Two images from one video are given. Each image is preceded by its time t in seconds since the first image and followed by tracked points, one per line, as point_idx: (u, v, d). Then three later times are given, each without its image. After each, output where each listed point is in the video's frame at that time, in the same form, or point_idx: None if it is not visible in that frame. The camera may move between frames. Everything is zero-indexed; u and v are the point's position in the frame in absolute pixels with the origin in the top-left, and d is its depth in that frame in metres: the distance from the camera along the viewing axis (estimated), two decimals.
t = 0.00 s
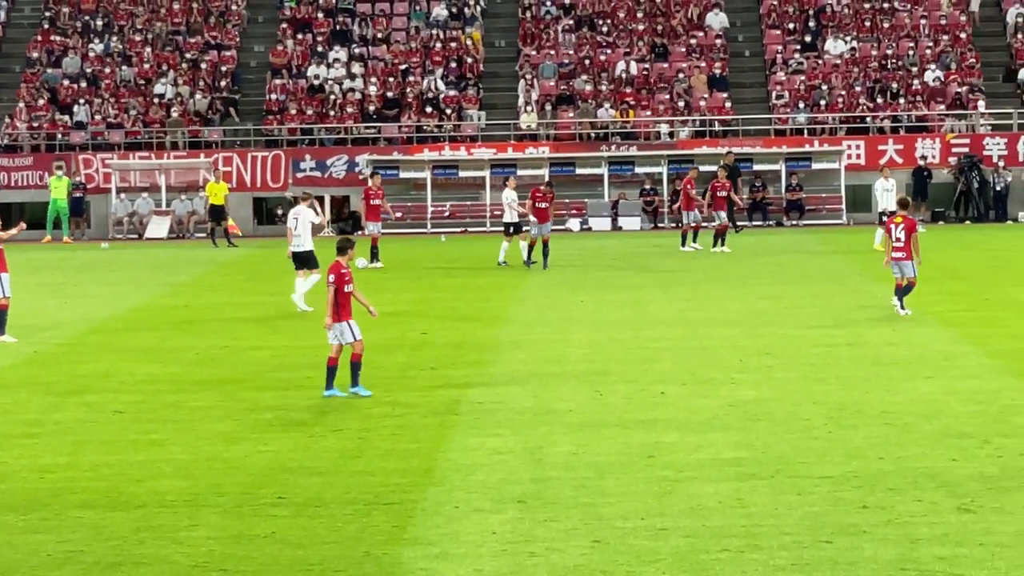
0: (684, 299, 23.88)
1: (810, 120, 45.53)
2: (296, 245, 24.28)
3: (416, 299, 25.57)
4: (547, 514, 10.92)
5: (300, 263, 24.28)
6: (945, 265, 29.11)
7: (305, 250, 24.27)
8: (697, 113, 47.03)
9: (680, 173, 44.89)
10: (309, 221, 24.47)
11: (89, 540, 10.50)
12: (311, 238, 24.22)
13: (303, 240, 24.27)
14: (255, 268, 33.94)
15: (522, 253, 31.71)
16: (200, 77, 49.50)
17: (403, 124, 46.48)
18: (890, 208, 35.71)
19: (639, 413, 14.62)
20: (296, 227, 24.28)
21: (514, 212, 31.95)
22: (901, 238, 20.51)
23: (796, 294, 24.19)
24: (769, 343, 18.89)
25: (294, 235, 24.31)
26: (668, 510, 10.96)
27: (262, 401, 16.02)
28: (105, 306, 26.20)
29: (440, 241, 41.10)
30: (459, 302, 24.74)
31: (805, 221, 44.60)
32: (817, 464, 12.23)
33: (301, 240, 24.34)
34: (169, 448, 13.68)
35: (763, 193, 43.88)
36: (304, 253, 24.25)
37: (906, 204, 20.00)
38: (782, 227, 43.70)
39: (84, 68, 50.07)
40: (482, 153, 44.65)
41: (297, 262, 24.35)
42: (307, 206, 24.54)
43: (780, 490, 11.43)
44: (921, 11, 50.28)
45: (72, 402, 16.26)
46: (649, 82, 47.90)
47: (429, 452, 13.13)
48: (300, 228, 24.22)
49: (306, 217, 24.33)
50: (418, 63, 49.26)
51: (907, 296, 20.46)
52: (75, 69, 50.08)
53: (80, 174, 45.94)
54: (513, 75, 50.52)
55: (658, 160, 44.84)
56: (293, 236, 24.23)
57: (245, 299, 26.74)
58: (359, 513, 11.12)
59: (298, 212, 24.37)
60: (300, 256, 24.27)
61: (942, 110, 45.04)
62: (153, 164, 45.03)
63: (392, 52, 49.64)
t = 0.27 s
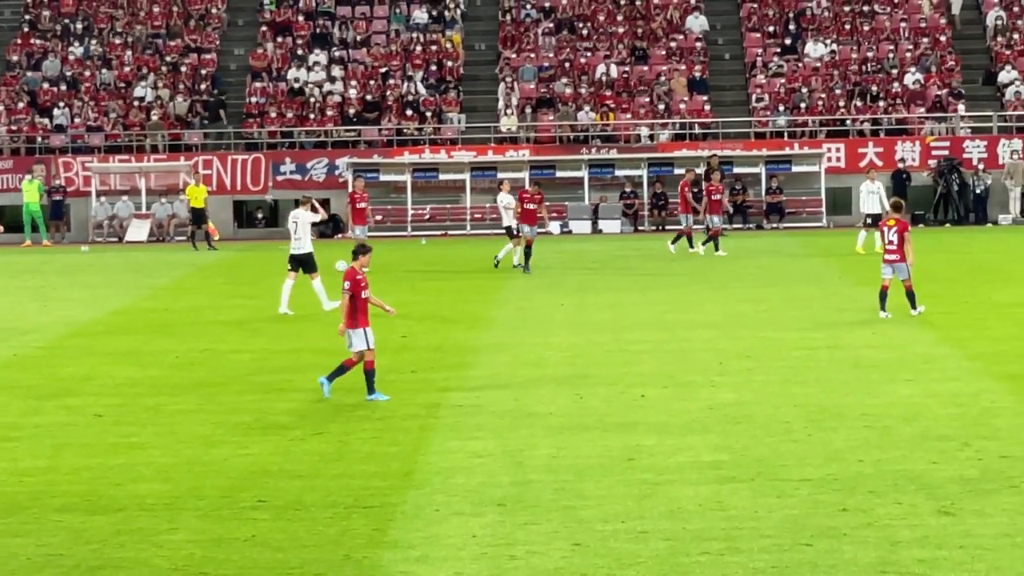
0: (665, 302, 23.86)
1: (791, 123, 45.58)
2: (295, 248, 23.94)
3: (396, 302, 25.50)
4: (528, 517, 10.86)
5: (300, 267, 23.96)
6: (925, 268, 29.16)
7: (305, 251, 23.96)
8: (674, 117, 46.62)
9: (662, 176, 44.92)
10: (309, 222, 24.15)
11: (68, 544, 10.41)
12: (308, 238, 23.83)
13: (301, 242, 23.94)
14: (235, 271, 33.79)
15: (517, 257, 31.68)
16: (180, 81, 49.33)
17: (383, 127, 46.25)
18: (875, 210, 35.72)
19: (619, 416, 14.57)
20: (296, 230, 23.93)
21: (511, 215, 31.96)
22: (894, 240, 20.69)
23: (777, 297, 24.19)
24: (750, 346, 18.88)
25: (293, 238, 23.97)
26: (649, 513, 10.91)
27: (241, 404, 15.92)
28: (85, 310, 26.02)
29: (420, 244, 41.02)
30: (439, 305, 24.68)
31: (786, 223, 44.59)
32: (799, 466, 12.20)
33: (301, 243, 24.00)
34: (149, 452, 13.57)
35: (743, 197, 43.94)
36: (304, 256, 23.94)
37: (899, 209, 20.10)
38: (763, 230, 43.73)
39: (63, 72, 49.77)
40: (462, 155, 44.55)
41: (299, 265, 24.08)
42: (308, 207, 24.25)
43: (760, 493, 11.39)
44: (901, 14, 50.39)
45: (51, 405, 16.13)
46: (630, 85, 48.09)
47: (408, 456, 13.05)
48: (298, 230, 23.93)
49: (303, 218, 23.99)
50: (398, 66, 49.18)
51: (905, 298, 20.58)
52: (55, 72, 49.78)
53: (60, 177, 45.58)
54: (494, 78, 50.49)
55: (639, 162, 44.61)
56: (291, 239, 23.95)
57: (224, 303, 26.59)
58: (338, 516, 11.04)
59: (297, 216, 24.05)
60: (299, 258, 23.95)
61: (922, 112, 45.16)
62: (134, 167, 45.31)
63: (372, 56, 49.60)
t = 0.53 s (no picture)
0: (649, 306, 23.85)
1: (774, 126, 45.64)
2: (302, 249, 23.95)
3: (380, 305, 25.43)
4: (511, 520, 10.82)
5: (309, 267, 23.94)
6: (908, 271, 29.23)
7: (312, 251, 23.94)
8: (660, 119, 47.12)
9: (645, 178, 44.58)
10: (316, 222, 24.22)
11: (52, 548, 10.36)
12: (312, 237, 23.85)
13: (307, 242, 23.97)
14: (218, 275, 33.69)
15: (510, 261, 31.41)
16: (163, 84, 49.25)
17: (366, 130, 46.16)
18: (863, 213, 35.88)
19: (603, 419, 14.54)
20: (302, 231, 23.97)
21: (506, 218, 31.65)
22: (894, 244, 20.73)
23: (760, 300, 24.20)
24: (734, 349, 18.87)
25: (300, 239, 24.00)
26: (632, 516, 10.87)
27: (225, 408, 15.83)
28: (68, 313, 25.90)
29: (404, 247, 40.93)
30: (422, 308, 24.63)
31: (768, 227, 44.44)
32: (782, 470, 12.18)
33: (307, 244, 24.03)
34: (132, 456, 13.49)
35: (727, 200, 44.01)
36: (312, 256, 23.94)
37: (898, 211, 20.11)
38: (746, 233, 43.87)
39: (46, 75, 49.64)
40: (446, 158, 44.42)
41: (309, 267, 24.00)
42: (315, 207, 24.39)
43: (744, 496, 11.37)
44: (885, 16, 50.46)
45: (34, 409, 16.04)
46: (613, 88, 48.17)
47: (392, 459, 12.99)
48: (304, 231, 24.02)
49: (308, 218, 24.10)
50: (381, 69, 49.11)
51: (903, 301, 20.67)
52: (38, 75, 49.67)
53: (43, 180, 45.51)
54: (477, 81, 50.49)
55: (622, 165, 44.28)
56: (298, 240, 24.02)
57: (207, 306, 26.50)
58: (322, 519, 10.98)
59: (302, 217, 24.12)
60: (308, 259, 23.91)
61: (905, 116, 45.31)
62: (117, 170, 44.49)
63: (355, 59, 49.54)
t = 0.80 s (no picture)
0: (634, 308, 23.83)
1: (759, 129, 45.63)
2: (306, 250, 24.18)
3: (365, 308, 25.37)
4: (496, 523, 10.78)
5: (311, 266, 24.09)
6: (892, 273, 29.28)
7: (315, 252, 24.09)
8: (645, 121, 47.23)
9: (630, 181, 44.75)
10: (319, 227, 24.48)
11: (36, 551, 10.30)
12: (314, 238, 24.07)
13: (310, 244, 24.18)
14: (203, 277, 33.58)
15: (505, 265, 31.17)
16: (148, 86, 49.11)
17: (351, 133, 46.07)
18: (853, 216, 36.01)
19: (588, 422, 14.51)
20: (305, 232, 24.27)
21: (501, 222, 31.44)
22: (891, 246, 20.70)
23: (744, 303, 24.21)
24: (719, 352, 18.86)
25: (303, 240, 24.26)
26: (617, 518, 10.84)
27: (209, 411, 15.76)
28: (53, 316, 25.77)
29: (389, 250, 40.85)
30: (407, 310, 24.58)
31: (753, 229, 44.67)
32: (766, 472, 12.16)
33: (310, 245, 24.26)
34: (117, 459, 13.42)
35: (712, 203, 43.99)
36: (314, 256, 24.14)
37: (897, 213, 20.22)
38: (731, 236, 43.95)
39: (31, 78, 49.45)
40: (430, 162, 44.46)
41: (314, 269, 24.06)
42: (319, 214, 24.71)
43: (728, 499, 11.34)
44: (869, 19, 50.59)
45: (18, 412, 15.94)
46: (598, 90, 48.01)
47: (377, 462, 12.94)
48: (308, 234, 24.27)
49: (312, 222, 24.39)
50: (366, 72, 49.08)
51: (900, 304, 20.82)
52: (22, 78, 49.46)
53: (28, 183, 45.26)
54: (462, 83, 50.43)
55: (608, 169, 44.70)
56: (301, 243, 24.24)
57: (192, 309, 26.42)
58: (307, 522, 10.93)
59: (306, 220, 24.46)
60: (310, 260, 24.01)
61: (890, 118, 45.41)
62: (102, 174, 44.20)
63: (340, 62, 49.43)
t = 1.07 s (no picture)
0: (619, 309, 23.83)
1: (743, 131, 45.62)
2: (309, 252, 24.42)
3: (350, 309, 25.29)
4: (481, 525, 10.74)
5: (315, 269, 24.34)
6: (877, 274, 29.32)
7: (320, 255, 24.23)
8: (629, 124, 47.10)
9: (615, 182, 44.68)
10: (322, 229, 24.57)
11: (20, 553, 10.23)
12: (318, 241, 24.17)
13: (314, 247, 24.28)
14: (188, 279, 33.48)
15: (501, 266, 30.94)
16: (132, 88, 48.98)
17: (336, 134, 46.02)
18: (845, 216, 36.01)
19: (573, 422, 14.48)
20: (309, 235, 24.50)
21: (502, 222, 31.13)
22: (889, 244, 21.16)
23: (730, 304, 24.21)
24: (705, 353, 18.85)
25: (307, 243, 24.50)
26: (602, 520, 10.81)
27: (195, 412, 15.69)
28: (37, 317, 25.66)
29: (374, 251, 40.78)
30: (391, 312, 24.51)
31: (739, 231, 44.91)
32: (751, 473, 12.15)
33: (314, 248, 24.50)
34: (102, 460, 13.35)
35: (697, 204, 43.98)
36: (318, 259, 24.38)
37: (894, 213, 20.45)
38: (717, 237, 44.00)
39: (15, 80, 49.30)
40: (416, 163, 44.41)
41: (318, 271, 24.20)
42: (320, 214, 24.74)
43: (714, 500, 11.33)
44: (854, 21, 50.71)
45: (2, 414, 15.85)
46: (583, 92, 48.07)
47: (362, 463, 12.88)
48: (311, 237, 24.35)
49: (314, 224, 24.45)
50: (351, 74, 49.04)
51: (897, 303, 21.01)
52: (6, 80, 49.32)
53: (13, 185, 45.16)
54: (447, 85, 50.40)
55: (592, 170, 44.50)
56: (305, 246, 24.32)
57: (177, 310, 26.34)
58: (292, 524, 10.88)
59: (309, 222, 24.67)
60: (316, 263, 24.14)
61: (875, 120, 45.48)
62: (87, 175, 44.00)
63: (325, 63, 49.35)
